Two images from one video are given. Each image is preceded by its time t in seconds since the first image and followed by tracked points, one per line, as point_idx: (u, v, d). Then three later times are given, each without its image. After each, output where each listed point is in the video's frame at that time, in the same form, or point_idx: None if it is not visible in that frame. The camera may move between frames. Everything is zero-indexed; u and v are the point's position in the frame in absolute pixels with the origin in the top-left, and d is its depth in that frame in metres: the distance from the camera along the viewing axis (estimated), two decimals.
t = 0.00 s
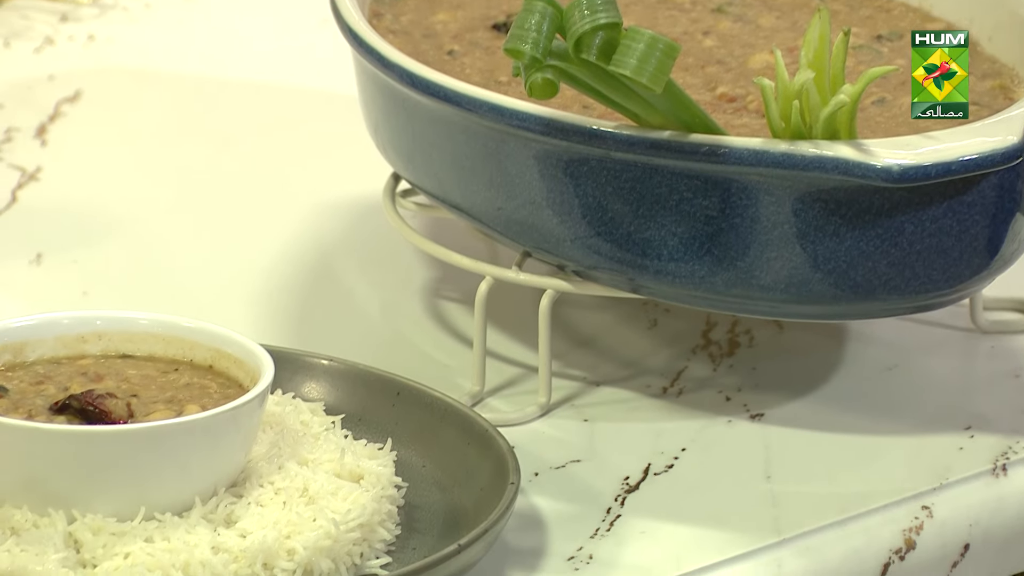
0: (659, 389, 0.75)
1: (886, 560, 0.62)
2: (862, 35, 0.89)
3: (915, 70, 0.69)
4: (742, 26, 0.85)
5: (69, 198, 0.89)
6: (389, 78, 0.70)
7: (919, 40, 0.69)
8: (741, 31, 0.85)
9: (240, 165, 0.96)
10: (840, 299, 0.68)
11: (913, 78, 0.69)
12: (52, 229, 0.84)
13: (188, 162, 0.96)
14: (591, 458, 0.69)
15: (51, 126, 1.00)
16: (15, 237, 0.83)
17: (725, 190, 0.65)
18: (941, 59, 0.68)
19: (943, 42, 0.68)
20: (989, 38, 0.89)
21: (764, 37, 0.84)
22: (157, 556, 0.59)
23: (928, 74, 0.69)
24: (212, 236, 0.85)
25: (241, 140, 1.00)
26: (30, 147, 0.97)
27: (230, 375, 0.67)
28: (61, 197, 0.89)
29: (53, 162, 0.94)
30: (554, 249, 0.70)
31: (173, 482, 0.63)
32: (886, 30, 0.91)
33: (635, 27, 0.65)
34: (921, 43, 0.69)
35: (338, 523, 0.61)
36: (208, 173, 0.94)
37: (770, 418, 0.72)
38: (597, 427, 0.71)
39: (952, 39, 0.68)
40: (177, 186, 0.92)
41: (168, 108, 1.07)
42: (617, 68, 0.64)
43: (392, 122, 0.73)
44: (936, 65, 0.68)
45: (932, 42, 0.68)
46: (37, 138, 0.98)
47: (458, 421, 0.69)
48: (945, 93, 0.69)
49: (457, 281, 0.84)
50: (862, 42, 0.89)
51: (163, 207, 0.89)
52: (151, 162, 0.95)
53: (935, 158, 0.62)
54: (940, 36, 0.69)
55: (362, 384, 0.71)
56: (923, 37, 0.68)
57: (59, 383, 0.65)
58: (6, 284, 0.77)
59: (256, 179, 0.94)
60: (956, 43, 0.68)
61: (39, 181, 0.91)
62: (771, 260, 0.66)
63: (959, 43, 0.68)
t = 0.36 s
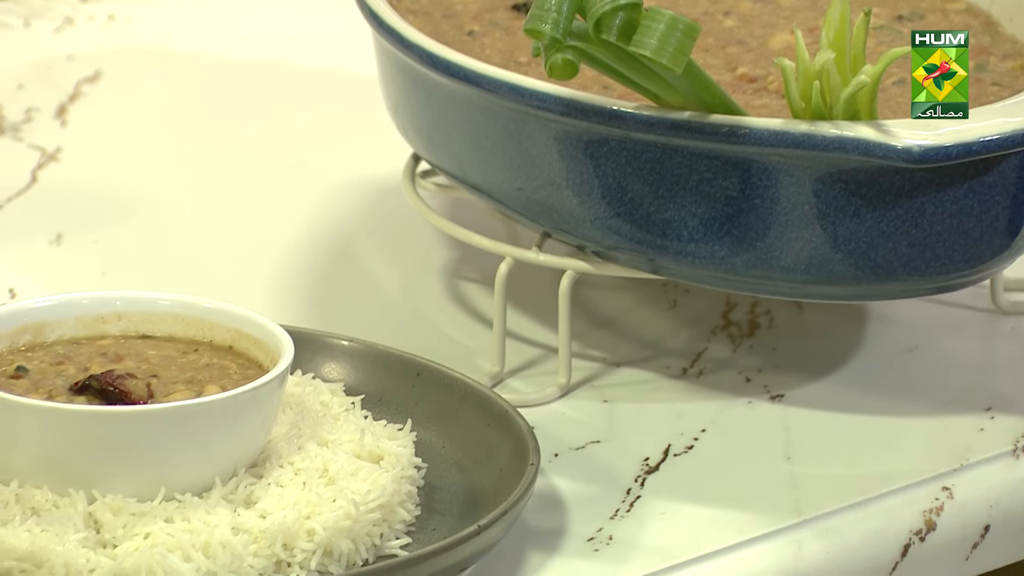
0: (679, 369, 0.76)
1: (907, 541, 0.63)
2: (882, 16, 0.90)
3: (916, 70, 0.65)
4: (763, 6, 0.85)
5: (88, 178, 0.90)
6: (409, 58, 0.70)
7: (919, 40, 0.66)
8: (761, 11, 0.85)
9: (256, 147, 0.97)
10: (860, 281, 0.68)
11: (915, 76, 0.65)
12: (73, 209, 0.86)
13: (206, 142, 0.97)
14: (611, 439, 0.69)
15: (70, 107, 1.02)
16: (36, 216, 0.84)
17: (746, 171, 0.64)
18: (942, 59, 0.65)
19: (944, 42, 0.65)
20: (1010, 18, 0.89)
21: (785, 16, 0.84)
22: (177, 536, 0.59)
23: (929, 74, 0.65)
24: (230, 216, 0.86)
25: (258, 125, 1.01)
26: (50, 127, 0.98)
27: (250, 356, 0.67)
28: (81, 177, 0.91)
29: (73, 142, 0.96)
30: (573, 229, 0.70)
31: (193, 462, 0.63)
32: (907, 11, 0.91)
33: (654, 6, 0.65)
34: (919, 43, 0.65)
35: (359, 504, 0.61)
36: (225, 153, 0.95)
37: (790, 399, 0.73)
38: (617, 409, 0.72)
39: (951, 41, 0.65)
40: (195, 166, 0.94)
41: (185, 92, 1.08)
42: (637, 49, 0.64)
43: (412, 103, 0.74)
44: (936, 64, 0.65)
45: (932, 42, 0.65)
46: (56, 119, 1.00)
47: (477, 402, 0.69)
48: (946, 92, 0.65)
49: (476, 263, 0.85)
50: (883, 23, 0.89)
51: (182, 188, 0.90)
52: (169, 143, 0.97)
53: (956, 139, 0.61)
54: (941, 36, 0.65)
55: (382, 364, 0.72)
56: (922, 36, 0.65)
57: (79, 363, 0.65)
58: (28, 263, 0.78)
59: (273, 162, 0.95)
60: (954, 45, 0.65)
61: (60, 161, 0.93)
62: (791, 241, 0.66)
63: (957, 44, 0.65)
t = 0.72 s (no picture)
0: (704, 353, 0.76)
1: (932, 525, 0.63)
2: None
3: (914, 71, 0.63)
4: None
5: (113, 162, 0.91)
6: (434, 41, 0.70)
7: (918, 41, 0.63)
8: None
9: (278, 134, 0.98)
10: (885, 265, 0.68)
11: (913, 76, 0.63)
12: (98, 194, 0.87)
13: (229, 127, 0.99)
14: (636, 423, 0.69)
15: (94, 90, 1.04)
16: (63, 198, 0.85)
17: (771, 155, 0.64)
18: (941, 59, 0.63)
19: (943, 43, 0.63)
20: None
21: None
22: (202, 520, 0.59)
23: (928, 74, 0.63)
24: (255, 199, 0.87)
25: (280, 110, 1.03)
26: (75, 111, 1.00)
27: (275, 340, 0.67)
28: (106, 161, 0.92)
29: (97, 126, 0.98)
30: (598, 213, 0.70)
31: (217, 445, 0.63)
32: None
33: None
34: (917, 43, 0.63)
35: (383, 488, 0.61)
36: (249, 138, 0.97)
37: (814, 382, 0.73)
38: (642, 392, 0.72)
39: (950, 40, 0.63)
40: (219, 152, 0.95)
41: (206, 79, 1.09)
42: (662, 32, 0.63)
43: (436, 86, 0.74)
44: (936, 64, 0.62)
45: (931, 42, 0.63)
46: (82, 102, 1.01)
47: (502, 385, 0.69)
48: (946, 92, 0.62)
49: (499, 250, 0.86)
50: (909, 7, 0.88)
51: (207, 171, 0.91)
52: (192, 129, 0.98)
53: (981, 123, 0.61)
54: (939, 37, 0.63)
55: (406, 348, 0.72)
56: (920, 36, 0.63)
57: (103, 346, 0.65)
58: (54, 247, 0.79)
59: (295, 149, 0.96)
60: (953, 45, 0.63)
61: (83, 145, 0.94)
62: (816, 225, 0.66)
63: (957, 44, 0.63)
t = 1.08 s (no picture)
0: (734, 340, 0.77)
1: (962, 511, 0.63)
2: None
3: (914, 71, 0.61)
4: None
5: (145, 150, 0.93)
6: (464, 28, 0.71)
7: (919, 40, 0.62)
8: None
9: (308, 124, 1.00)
10: (915, 251, 0.68)
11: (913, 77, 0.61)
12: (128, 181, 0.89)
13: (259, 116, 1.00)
14: (666, 409, 0.70)
15: (125, 74, 1.06)
16: (91, 186, 0.88)
17: (801, 141, 0.64)
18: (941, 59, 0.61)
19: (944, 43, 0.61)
20: None
21: None
22: (232, 505, 0.59)
23: (928, 74, 0.61)
24: (284, 186, 0.89)
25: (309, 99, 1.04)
26: (105, 96, 1.02)
27: (304, 326, 0.67)
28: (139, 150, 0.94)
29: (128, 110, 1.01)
30: (628, 199, 0.70)
31: (247, 431, 0.63)
32: None
33: None
34: (917, 43, 0.62)
35: (412, 474, 0.61)
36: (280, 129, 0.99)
37: (844, 369, 0.74)
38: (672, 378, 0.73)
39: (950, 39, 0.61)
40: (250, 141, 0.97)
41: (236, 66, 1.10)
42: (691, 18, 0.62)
43: (466, 73, 0.74)
44: (936, 64, 0.61)
45: (931, 42, 0.61)
46: (112, 87, 1.03)
47: (531, 371, 0.69)
48: (947, 92, 0.60)
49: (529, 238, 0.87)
50: None
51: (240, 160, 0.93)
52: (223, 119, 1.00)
53: (1012, 109, 0.61)
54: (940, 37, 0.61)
55: (435, 335, 0.72)
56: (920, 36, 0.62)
57: (133, 333, 0.66)
58: (85, 233, 0.80)
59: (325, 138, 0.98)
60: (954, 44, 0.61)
61: (113, 131, 0.97)
62: (846, 211, 0.66)
63: (958, 43, 0.61)
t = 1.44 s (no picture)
0: (763, 328, 0.78)
1: (990, 499, 0.63)
2: None
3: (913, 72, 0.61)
4: None
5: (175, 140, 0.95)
6: (494, 15, 0.72)
7: (920, 40, 0.62)
8: None
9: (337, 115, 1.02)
10: (944, 238, 0.68)
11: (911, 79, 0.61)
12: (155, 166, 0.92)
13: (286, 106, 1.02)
14: (694, 396, 0.70)
15: (154, 61, 1.07)
16: (118, 174, 0.90)
17: (830, 128, 0.64)
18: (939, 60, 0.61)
19: (942, 43, 0.61)
20: None
21: None
22: (261, 493, 0.59)
23: (927, 75, 0.61)
24: (312, 177, 0.91)
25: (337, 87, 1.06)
26: (133, 83, 1.04)
27: (332, 313, 0.67)
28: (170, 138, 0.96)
29: (155, 97, 1.02)
30: (657, 186, 0.70)
31: (275, 418, 0.63)
32: None
33: None
34: (918, 44, 0.62)
35: (441, 461, 0.61)
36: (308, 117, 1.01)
37: (872, 356, 0.74)
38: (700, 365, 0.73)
39: (951, 40, 0.61)
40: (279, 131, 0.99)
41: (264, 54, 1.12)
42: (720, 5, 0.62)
43: (495, 60, 0.75)
44: (936, 64, 0.60)
45: (931, 42, 0.61)
46: (139, 74, 1.05)
47: (559, 358, 0.70)
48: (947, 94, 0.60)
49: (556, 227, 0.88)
50: None
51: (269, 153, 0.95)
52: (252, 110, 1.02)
53: None
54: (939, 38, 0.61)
55: (463, 322, 0.73)
56: (920, 37, 0.61)
57: (162, 319, 0.66)
58: (111, 220, 0.84)
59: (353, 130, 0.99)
60: (954, 44, 0.61)
61: (142, 117, 0.99)
62: (875, 199, 0.66)
63: (958, 44, 0.61)
